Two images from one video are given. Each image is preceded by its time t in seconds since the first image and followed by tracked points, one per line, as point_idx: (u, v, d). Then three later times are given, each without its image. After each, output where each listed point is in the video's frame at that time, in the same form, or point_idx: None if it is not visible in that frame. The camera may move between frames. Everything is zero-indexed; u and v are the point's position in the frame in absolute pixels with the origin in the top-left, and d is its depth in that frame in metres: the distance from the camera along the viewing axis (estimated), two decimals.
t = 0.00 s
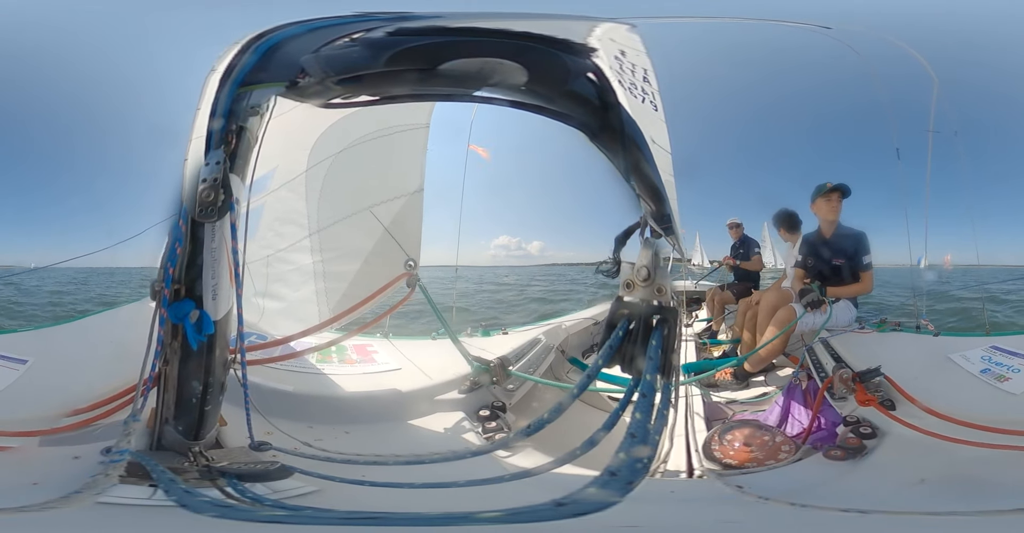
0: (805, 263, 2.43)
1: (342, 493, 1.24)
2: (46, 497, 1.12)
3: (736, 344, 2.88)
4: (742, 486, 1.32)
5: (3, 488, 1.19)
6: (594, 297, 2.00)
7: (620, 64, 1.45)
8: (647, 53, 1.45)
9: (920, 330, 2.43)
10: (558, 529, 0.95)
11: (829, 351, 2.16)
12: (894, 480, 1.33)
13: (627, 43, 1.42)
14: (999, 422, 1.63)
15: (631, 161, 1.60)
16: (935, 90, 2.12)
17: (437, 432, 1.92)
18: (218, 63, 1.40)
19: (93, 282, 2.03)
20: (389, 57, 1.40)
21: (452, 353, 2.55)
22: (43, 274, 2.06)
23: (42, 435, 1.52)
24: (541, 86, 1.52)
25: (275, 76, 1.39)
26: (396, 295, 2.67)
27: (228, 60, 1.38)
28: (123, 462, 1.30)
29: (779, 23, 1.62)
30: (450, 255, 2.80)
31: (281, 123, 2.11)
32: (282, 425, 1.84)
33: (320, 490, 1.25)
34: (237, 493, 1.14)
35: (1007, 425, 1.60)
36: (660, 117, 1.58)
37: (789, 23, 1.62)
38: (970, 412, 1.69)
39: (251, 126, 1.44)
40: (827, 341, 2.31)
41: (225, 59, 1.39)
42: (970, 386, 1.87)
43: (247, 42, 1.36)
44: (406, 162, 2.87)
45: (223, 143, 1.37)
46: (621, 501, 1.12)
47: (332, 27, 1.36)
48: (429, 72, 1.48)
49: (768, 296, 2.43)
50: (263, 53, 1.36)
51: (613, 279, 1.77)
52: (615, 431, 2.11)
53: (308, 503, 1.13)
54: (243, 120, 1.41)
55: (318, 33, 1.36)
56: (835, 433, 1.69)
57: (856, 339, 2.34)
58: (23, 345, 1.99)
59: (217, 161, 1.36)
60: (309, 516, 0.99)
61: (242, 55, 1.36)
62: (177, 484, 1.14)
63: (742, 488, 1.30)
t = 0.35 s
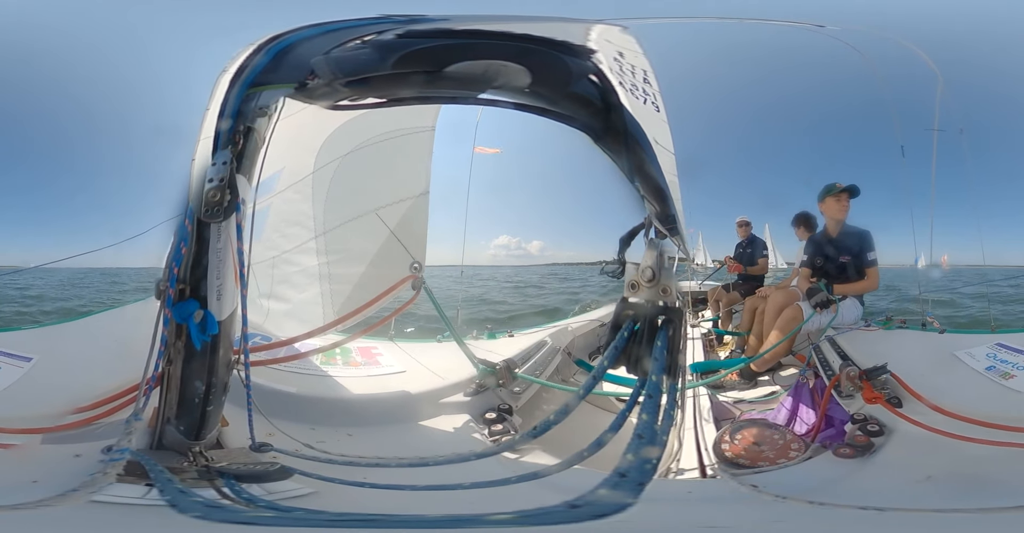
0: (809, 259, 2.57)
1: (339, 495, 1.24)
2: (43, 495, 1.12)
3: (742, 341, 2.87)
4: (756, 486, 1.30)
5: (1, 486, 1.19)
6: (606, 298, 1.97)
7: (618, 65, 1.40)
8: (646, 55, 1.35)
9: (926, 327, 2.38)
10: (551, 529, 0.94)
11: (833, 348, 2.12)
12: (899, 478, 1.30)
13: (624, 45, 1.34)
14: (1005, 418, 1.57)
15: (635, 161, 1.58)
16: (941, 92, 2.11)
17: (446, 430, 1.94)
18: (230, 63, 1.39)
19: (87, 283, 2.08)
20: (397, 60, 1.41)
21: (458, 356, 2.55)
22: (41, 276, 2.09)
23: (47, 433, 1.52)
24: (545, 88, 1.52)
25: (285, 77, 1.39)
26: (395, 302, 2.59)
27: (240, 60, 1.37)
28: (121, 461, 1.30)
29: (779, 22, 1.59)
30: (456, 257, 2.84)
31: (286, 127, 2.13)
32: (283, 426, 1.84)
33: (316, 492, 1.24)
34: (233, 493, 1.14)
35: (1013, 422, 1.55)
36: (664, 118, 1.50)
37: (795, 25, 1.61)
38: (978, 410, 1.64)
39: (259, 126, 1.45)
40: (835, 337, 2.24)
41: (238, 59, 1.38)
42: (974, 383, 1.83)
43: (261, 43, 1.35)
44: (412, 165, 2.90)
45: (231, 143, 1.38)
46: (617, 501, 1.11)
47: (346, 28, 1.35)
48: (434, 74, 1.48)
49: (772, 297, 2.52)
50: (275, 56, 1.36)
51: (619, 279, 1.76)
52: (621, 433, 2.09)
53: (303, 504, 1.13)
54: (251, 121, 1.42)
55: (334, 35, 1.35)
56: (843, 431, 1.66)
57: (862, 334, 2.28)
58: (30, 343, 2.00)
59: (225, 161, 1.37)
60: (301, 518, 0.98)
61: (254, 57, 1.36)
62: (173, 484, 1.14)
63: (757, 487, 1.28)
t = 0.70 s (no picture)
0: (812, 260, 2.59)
1: (336, 494, 1.24)
2: (46, 494, 1.12)
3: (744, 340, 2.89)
4: (764, 486, 1.30)
5: (6, 484, 1.19)
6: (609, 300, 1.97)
7: (621, 66, 1.40)
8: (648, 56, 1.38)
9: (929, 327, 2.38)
10: (555, 529, 0.94)
11: (838, 349, 2.12)
12: (905, 478, 1.30)
13: (627, 45, 1.35)
14: (1008, 417, 1.57)
15: (637, 163, 1.59)
16: (942, 95, 2.12)
17: (452, 429, 1.94)
18: (237, 63, 1.40)
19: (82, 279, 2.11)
20: (403, 60, 1.40)
21: (462, 357, 2.55)
22: (45, 275, 2.09)
23: (50, 432, 1.52)
24: (548, 90, 1.52)
25: (291, 76, 1.39)
26: (401, 300, 2.63)
27: (247, 60, 1.38)
28: (125, 460, 1.29)
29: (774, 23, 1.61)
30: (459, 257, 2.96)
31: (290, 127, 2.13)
32: (285, 426, 1.83)
33: (315, 491, 1.23)
34: (233, 493, 1.14)
35: (1016, 420, 1.55)
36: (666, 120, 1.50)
37: (797, 26, 1.61)
38: (983, 409, 1.64)
39: (264, 126, 1.45)
40: (838, 337, 2.24)
41: (244, 59, 1.39)
42: (981, 382, 1.83)
43: (270, 42, 1.37)
44: (415, 165, 2.90)
45: (235, 142, 1.38)
46: (621, 502, 1.10)
47: (355, 29, 1.37)
48: (439, 75, 1.48)
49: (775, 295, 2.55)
50: (282, 55, 1.37)
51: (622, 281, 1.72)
52: (624, 434, 2.09)
53: (304, 504, 1.12)
54: (256, 121, 1.42)
55: (342, 35, 1.37)
56: (848, 430, 1.67)
57: (871, 334, 2.28)
58: (33, 342, 2.00)
59: (229, 160, 1.36)
60: (302, 517, 0.98)
61: (261, 56, 1.37)
62: (174, 483, 1.14)
63: (765, 488, 1.28)
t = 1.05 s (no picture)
0: (813, 261, 2.62)
1: (338, 494, 1.24)
2: (54, 493, 1.12)
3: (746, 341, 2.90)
4: (765, 487, 1.30)
5: (11, 484, 1.20)
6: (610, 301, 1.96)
7: (626, 67, 1.44)
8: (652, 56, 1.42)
9: (931, 327, 2.38)
10: (560, 529, 0.94)
11: (840, 349, 2.12)
12: (909, 479, 1.30)
13: (632, 45, 1.41)
14: (1011, 418, 1.57)
15: (642, 165, 1.57)
16: (940, 96, 2.13)
17: (456, 429, 1.94)
18: (238, 62, 1.41)
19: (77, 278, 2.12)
20: (407, 61, 1.40)
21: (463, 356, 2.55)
22: (47, 275, 2.09)
23: (54, 432, 1.52)
24: (551, 91, 1.50)
25: (294, 76, 1.38)
26: (404, 298, 2.63)
27: (249, 59, 1.40)
28: (130, 458, 1.29)
29: (778, 24, 1.60)
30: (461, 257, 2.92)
31: (294, 125, 2.13)
32: (286, 424, 1.83)
33: (316, 490, 1.24)
34: (236, 491, 1.14)
35: (1019, 421, 1.55)
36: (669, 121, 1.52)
37: (801, 26, 1.60)
38: (986, 410, 1.64)
39: (265, 125, 1.44)
40: (838, 338, 2.23)
41: (245, 58, 1.40)
42: (983, 382, 1.83)
43: (272, 42, 1.39)
44: (417, 164, 2.89)
45: (236, 141, 1.38)
46: (625, 502, 1.10)
47: (357, 29, 1.39)
48: (443, 75, 1.47)
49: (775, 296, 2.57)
50: (285, 53, 1.38)
51: (624, 282, 1.72)
52: (626, 435, 2.09)
53: (307, 503, 1.12)
54: (257, 120, 1.41)
55: (347, 33, 1.39)
56: (851, 431, 1.67)
57: (870, 334, 2.27)
58: (36, 342, 2.00)
59: (230, 159, 1.37)
60: (303, 517, 0.98)
61: (264, 55, 1.39)
62: (180, 482, 1.14)
63: (766, 489, 1.28)
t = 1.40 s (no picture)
0: (813, 260, 2.60)
1: (342, 494, 1.24)
2: (54, 493, 1.12)
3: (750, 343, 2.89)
4: (768, 486, 1.30)
5: (12, 484, 1.20)
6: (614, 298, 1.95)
7: (625, 66, 1.43)
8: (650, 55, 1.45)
9: (934, 326, 2.38)
10: (562, 529, 0.94)
11: (843, 349, 2.12)
12: (910, 478, 1.30)
13: (632, 45, 1.40)
14: (1014, 417, 1.57)
15: (642, 164, 1.58)
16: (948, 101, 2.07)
17: (460, 428, 1.95)
18: (240, 63, 1.40)
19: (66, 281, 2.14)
20: (408, 61, 1.40)
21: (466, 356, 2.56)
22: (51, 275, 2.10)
23: (55, 432, 1.52)
24: (553, 91, 1.51)
25: (296, 77, 1.40)
26: (408, 298, 2.62)
27: (251, 60, 1.39)
28: (132, 458, 1.28)
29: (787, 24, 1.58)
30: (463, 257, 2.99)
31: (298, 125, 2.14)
32: (289, 425, 1.83)
33: (321, 491, 1.24)
34: (240, 492, 1.14)
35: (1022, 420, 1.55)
36: (667, 121, 1.61)
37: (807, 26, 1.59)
38: (990, 410, 1.63)
39: (268, 126, 1.46)
40: (842, 337, 2.23)
41: (248, 59, 1.39)
42: (987, 382, 1.82)
43: (273, 44, 1.37)
44: (420, 165, 2.91)
45: (240, 142, 1.38)
46: (628, 502, 1.10)
47: (358, 29, 1.36)
48: (444, 75, 1.47)
49: (780, 301, 2.56)
50: (287, 54, 1.37)
51: (626, 281, 1.75)
52: (630, 435, 2.09)
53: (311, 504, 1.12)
54: (260, 120, 1.42)
55: (348, 34, 1.36)
56: (853, 431, 1.67)
57: (876, 333, 2.28)
58: (39, 342, 2.01)
59: (233, 160, 1.36)
60: (304, 517, 0.98)
61: (265, 56, 1.37)
62: (181, 482, 1.14)
63: (768, 488, 1.28)
